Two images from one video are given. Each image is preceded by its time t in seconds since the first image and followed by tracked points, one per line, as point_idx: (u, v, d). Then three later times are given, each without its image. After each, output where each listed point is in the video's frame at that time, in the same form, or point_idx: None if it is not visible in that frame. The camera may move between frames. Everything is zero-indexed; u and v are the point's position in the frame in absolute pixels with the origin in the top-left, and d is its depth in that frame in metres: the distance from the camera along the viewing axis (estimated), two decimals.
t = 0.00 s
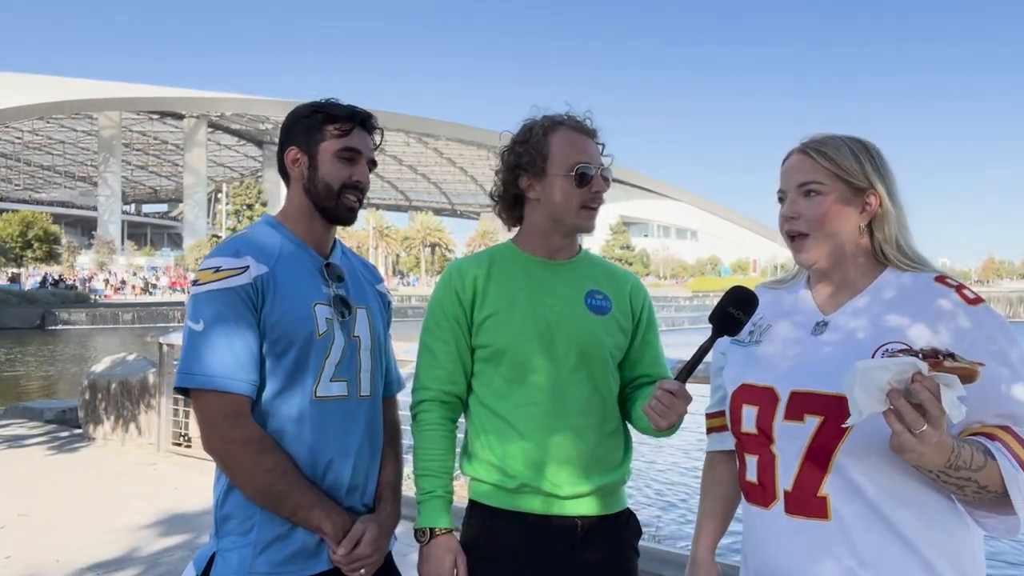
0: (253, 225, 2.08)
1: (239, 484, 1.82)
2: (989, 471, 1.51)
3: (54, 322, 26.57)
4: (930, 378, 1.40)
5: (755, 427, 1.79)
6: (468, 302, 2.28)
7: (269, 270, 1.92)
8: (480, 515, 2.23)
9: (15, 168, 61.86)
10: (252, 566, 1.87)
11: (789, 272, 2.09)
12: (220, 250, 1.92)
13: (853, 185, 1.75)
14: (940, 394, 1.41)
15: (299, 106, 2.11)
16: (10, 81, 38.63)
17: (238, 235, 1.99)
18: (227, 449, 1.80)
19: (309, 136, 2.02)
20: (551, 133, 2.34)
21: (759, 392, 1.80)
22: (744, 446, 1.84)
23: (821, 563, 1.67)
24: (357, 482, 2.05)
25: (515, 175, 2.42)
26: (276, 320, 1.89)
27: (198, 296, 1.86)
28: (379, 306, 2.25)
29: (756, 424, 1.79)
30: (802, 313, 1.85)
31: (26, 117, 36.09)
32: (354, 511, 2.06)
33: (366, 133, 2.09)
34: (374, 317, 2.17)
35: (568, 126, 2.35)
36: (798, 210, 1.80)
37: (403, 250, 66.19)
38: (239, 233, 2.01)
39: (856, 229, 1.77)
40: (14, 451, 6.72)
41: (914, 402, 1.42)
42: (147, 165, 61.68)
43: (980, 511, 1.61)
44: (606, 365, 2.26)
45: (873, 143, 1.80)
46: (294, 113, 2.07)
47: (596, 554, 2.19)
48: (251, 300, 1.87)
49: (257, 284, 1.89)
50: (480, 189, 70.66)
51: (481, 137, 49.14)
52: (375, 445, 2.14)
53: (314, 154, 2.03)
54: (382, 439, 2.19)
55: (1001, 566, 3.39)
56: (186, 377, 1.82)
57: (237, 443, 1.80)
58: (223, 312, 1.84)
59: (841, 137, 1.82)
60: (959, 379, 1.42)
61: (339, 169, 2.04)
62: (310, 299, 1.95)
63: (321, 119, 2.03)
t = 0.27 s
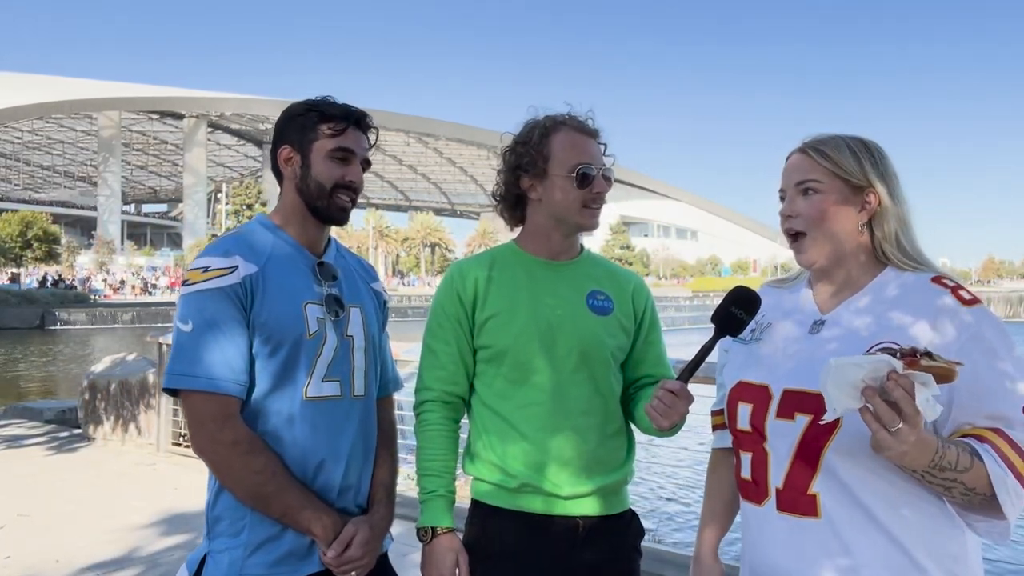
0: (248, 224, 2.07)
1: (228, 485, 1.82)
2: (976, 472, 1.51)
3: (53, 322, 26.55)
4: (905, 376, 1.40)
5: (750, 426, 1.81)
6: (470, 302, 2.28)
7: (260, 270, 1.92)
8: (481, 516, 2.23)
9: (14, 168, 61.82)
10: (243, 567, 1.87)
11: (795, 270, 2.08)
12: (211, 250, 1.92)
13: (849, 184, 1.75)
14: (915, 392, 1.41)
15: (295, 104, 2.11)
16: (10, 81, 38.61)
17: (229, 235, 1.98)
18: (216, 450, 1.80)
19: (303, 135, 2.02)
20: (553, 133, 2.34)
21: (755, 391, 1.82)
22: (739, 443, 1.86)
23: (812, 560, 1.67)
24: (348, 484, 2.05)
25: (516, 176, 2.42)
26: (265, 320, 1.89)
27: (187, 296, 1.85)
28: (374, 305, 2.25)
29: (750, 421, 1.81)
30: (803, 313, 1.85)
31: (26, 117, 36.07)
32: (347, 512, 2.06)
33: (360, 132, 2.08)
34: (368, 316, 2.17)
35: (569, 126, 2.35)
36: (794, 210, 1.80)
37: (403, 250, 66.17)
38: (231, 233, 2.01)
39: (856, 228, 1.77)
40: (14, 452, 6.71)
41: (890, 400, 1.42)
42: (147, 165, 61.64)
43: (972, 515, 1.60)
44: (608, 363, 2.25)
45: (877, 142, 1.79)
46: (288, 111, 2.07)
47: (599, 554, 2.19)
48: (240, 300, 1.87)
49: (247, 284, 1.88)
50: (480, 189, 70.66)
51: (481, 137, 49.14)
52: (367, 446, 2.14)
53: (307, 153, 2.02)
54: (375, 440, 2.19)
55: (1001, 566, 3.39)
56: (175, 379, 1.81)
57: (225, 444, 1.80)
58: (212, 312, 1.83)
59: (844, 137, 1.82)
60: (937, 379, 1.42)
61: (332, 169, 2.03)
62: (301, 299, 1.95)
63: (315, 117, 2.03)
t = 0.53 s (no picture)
0: (238, 223, 2.05)
1: (221, 488, 1.80)
2: (966, 475, 1.51)
3: (53, 322, 26.52)
4: (888, 378, 1.41)
5: (745, 425, 1.84)
6: (472, 302, 2.28)
7: (251, 269, 1.90)
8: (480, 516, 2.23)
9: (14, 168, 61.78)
10: (238, 569, 1.87)
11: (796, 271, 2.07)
12: (202, 251, 1.90)
13: (840, 185, 1.74)
14: (897, 393, 1.41)
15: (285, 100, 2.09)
16: (9, 81, 38.58)
17: (221, 235, 1.96)
18: (209, 454, 1.78)
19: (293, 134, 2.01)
20: (552, 134, 2.34)
21: (750, 390, 1.84)
22: (735, 442, 1.88)
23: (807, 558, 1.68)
24: (344, 484, 2.05)
25: (517, 176, 2.42)
26: (258, 321, 1.88)
27: (178, 299, 1.83)
28: (368, 304, 2.25)
29: (745, 420, 1.84)
30: (802, 315, 1.85)
31: (26, 117, 36.05)
32: (342, 513, 2.06)
33: (350, 131, 2.08)
34: (362, 315, 2.18)
35: (568, 126, 2.35)
36: (787, 214, 1.80)
37: (402, 250, 66.17)
38: (221, 232, 1.99)
39: (853, 229, 1.77)
40: (14, 452, 6.71)
41: (873, 402, 1.43)
42: (146, 165, 61.61)
43: (967, 517, 1.59)
44: (609, 363, 2.25)
45: (868, 140, 1.79)
46: (278, 110, 2.05)
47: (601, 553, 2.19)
48: (232, 301, 1.85)
49: (238, 285, 1.87)
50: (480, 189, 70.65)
51: (481, 137, 49.14)
52: (361, 447, 2.14)
53: (299, 153, 2.01)
54: (369, 440, 2.19)
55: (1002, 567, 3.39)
56: (166, 382, 1.79)
57: (218, 448, 1.78)
58: (203, 313, 1.82)
59: (829, 137, 1.82)
60: (920, 381, 1.44)
61: (326, 169, 2.02)
62: (295, 300, 1.94)
63: (306, 116, 2.02)
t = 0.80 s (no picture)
0: (229, 223, 2.04)
1: (219, 492, 1.78)
2: (963, 474, 1.50)
3: (53, 322, 26.50)
4: (880, 376, 1.40)
5: (743, 425, 1.84)
6: (471, 302, 2.28)
7: (244, 271, 1.89)
8: (478, 511, 2.23)
9: (13, 167, 61.73)
10: (236, 571, 1.85)
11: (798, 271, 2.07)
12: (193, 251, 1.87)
13: (835, 186, 1.73)
14: (889, 390, 1.40)
15: (277, 98, 2.08)
16: (10, 81, 38.55)
17: (213, 236, 1.94)
18: (206, 459, 1.76)
19: (287, 134, 2.00)
20: (552, 134, 2.33)
21: (749, 389, 1.84)
22: (734, 442, 1.89)
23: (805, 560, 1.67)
24: (341, 485, 2.05)
25: (517, 177, 2.42)
26: (253, 324, 1.87)
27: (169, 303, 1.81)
28: (361, 305, 2.25)
29: (743, 421, 1.84)
30: (801, 315, 1.85)
31: (26, 117, 36.02)
32: (340, 514, 2.06)
33: (342, 129, 2.07)
34: (355, 315, 2.18)
35: (569, 127, 2.34)
36: (786, 216, 1.79)
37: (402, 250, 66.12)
38: (214, 232, 1.98)
39: (850, 229, 1.76)
40: (14, 452, 6.70)
41: (867, 401, 1.42)
42: (146, 164, 61.56)
43: (965, 517, 1.58)
44: (608, 363, 2.24)
45: (861, 139, 1.78)
46: (270, 109, 2.04)
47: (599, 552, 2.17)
48: (226, 303, 1.84)
49: (232, 287, 1.86)
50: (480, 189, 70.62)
51: (481, 137, 49.12)
52: (357, 448, 2.14)
53: (292, 153, 2.01)
54: (364, 441, 2.19)
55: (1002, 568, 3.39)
56: (160, 386, 1.76)
57: (215, 452, 1.76)
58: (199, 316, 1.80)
59: (825, 137, 1.81)
60: (912, 379, 1.44)
61: (320, 168, 2.02)
62: (289, 301, 1.94)
63: (299, 115, 2.01)
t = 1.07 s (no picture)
0: (221, 223, 2.03)
1: (215, 496, 1.78)
2: (964, 474, 1.49)
3: (52, 322, 26.48)
4: (879, 377, 1.39)
5: (743, 425, 1.84)
6: (458, 303, 2.26)
7: (239, 273, 1.88)
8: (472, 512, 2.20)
9: (13, 167, 61.69)
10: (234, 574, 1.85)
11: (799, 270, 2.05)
12: (187, 254, 1.86)
13: (832, 188, 1.73)
14: (887, 391, 1.38)
15: (268, 95, 2.07)
16: (10, 81, 38.53)
17: (204, 237, 1.93)
18: (202, 464, 1.75)
19: (278, 132, 1.99)
20: (534, 132, 2.33)
21: (750, 389, 1.84)
22: (734, 443, 1.88)
23: (805, 560, 1.67)
24: (338, 487, 2.05)
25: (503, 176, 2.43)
26: (248, 326, 1.86)
27: (163, 305, 1.80)
28: (356, 305, 2.25)
29: (744, 421, 1.84)
30: (801, 315, 1.84)
31: (26, 117, 36.00)
32: (337, 516, 2.06)
33: (334, 126, 2.06)
34: (350, 315, 2.18)
35: (552, 125, 2.33)
36: (786, 221, 1.79)
37: (402, 250, 66.11)
38: (206, 233, 1.97)
39: (851, 230, 1.75)
40: (13, 451, 6.69)
41: (865, 401, 1.41)
42: (146, 164, 61.54)
43: (967, 517, 1.57)
44: (597, 366, 2.25)
45: (857, 138, 1.78)
46: (261, 107, 2.04)
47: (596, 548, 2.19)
48: (220, 306, 1.83)
49: (226, 290, 1.85)
50: (480, 189, 70.63)
51: (481, 137, 49.12)
52: (354, 449, 2.14)
53: (283, 151, 2.00)
54: (360, 442, 2.19)
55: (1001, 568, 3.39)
56: (154, 391, 1.74)
57: (211, 457, 1.75)
58: (193, 321, 1.79)
59: (819, 138, 1.81)
60: (911, 380, 1.43)
61: (312, 166, 2.01)
62: (284, 303, 1.93)
63: (290, 113, 2.00)
